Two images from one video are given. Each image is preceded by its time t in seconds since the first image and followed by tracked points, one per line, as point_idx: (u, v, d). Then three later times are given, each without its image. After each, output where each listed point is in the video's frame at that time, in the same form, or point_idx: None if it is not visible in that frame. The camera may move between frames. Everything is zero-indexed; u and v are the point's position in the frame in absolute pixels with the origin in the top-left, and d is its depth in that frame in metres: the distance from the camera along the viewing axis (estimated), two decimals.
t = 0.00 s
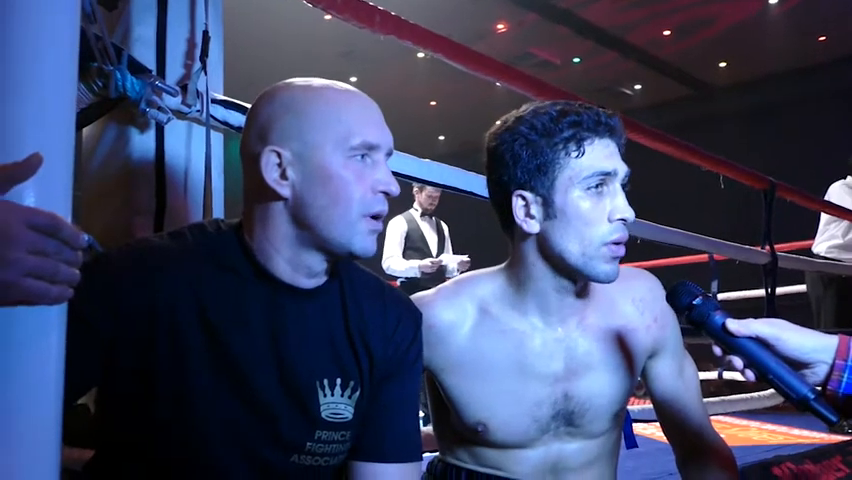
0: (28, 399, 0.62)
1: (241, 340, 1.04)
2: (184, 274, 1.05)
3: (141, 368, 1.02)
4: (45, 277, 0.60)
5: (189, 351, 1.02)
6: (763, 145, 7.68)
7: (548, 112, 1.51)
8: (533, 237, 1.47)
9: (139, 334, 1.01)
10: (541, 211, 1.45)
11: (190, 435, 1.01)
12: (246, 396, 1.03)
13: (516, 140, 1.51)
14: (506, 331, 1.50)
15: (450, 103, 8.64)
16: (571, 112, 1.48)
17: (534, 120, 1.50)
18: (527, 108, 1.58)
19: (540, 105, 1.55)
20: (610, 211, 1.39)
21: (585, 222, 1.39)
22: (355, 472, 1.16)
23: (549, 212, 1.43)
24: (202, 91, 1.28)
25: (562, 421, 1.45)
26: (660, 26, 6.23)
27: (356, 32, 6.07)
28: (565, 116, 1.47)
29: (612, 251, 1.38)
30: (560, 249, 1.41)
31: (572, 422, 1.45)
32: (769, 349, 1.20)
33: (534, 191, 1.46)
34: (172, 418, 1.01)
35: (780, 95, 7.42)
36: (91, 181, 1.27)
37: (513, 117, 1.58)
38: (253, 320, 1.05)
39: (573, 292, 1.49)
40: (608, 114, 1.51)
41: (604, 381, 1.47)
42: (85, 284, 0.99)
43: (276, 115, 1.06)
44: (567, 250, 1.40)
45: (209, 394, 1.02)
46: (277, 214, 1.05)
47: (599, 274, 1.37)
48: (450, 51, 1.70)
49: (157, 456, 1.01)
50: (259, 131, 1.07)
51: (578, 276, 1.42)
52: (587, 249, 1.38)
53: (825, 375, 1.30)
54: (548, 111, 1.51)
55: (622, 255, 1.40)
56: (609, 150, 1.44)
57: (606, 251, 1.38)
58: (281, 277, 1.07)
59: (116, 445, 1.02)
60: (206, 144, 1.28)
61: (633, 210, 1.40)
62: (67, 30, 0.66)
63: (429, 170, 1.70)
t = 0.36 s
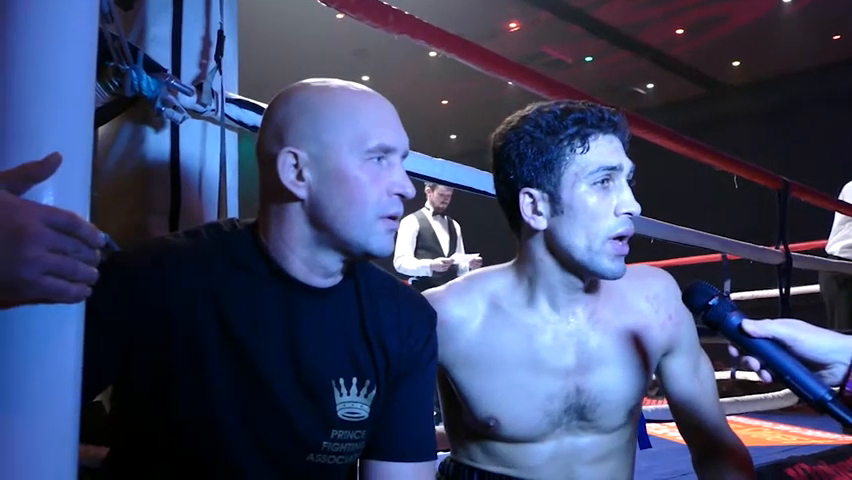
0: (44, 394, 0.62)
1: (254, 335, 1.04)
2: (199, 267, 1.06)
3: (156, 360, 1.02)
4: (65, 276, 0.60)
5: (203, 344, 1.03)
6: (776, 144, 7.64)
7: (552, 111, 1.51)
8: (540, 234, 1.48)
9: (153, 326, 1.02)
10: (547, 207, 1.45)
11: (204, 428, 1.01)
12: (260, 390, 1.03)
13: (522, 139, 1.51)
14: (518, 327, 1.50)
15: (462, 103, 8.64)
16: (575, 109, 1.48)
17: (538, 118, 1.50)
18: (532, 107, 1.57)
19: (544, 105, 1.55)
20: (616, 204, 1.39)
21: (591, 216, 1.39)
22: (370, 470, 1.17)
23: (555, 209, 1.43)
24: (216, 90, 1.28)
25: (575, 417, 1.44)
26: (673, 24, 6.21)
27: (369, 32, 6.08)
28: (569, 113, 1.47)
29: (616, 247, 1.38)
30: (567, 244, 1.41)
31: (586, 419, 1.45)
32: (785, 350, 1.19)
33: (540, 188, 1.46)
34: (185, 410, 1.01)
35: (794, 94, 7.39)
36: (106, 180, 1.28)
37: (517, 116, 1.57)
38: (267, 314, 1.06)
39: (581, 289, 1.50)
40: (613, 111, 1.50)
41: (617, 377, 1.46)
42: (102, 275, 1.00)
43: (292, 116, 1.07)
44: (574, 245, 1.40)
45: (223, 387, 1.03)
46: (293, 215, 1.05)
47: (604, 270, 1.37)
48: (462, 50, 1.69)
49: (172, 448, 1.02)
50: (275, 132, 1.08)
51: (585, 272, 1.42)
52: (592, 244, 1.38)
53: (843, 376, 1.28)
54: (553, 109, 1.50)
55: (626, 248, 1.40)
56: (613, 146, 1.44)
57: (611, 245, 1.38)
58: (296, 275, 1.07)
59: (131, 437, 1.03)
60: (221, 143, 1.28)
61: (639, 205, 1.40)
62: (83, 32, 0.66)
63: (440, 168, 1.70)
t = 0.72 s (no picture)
0: (55, 392, 0.63)
1: (263, 334, 1.04)
2: (207, 268, 1.06)
3: (165, 361, 1.03)
4: (74, 275, 0.60)
5: (213, 344, 1.03)
6: (781, 141, 7.63)
7: (571, 109, 1.50)
8: (555, 235, 1.47)
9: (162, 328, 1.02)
10: (565, 209, 1.45)
11: (215, 428, 1.02)
12: (268, 390, 1.03)
13: (539, 138, 1.50)
14: (525, 325, 1.50)
15: (466, 101, 8.64)
16: (595, 109, 1.48)
17: (556, 117, 1.50)
18: (545, 104, 1.57)
19: (559, 103, 1.55)
20: (633, 208, 1.40)
21: (609, 219, 1.39)
22: (378, 468, 1.17)
23: (574, 210, 1.43)
24: (222, 90, 1.28)
25: (583, 414, 1.45)
26: (677, 22, 6.20)
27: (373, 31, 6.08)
28: (588, 113, 1.47)
29: (630, 248, 1.39)
30: (584, 246, 1.41)
31: (594, 416, 1.45)
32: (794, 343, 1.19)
33: (558, 188, 1.45)
34: (196, 411, 1.02)
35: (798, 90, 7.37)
36: (113, 180, 1.28)
37: (530, 113, 1.57)
38: (276, 315, 1.06)
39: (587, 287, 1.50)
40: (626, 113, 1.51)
41: (624, 374, 1.47)
42: (112, 279, 1.00)
43: (298, 115, 1.07)
44: (590, 248, 1.41)
45: (232, 387, 1.03)
46: (299, 214, 1.06)
47: (621, 269, 1.38)
48: (468, 49, 1.70)
49: (183, 450, 1.02)
50: (281, 130, 1.08)
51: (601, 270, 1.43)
52: (609, 245, 1.39)
53: None
54: (572, 108, 1.50)
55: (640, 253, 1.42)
56: (631, 149, 1.45)
57: (626, 248, 1.39)
58: (303, 274, 1.07)
59: (142, 439, 1.03)
60: (227, 142, 1.28)
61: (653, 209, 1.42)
62: (90, 32, 0.67)
63: (445, 167, 1.70)
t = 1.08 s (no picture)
0: (58, 389, 0.63)
1: (265, 333, 1.04)
2: (209, 267, 1.06)
3: (167, 360, 1.02)
4: (74, 273, 0.60)
5: (215, 342, 1.03)
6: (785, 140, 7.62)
7: (576, 106, 1.50)
8: (563, 234, 1.46)
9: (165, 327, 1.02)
10: (574, 206, 1.43)
11: (217, 428, 1.01)
12: (270, 390, 1.03)
13: (545, 136, 1.50)
14: (528, 324, 1.49)
15: (469, 100, 8.63)
16: (601, 105, 1.48)
17: (562, 114, 1.50)
18: (549, 102, 1.57)
19: (564, 100, 1.55)
20: (640, 204, 1.38)
21: (619, 215, 1.38)
22: (380, 466, 1.17)
23: (583, 207, 1.42)
24: (225, 88, 1.28)
25: (586, 413, 1.44)
26: (681, 20, 6.19)
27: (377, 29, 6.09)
28: (594, 109, 1.47)
29: (643, 244, 1.38)
30: (593, 242, 1.40)
31: (597, 415, 1.44)
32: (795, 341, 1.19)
33: (566, 186, 1.44)
34: (198, 410, 1.01)
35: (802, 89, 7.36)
36: (115, 179, 1.28)
37: (538, 110, 1.56)
38: (279, 314, 1.06)
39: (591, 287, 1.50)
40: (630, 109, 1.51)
41: (627, 372, 1.46)
42: (114, 278, 1.00)
43: (303, 113, 1.07)
44: (601, 244, 1.39)
45: (235, 386, 1.03)
46: (302, 213, 1.05)
47: (630, 266, 1.37)
48: (471, 47, 1.69)
49: (186, 448, 1.02)
50: (286, 128, 1.08)
51: (608, 268, 1.42)
52: (620, 242, 1.38)
53: None
54: (578, 104, 1.50)
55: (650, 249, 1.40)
56: (637, 145, 1.45)
57: (637, 245, 1.38)
58: (305, 273, 1.07)
59: (144, 438, 1.03)
60: (229, 140, 1.28)
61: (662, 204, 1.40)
62: (91, 28, 0.66)
63: (449, 165, 1.70)
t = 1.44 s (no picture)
0: (45, 384, 0.63)
1: (255, 331, 1.04)
2: (201, 263, 1.06)
3: (157, 357, 1.02)
4: (64, 268, 0.60)
5: (205, 339, 1.03)
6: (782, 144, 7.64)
7: (573, 106, 1.53)
8: (571, 233, 1.45)
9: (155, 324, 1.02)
10: (582, 204, 1.43)
11: (207, 425, 1.02)
12: (260, 388, 1.03)
13: (549, 137, 1.49)
14: (520, 324, 1.49)
15: (468, 99, 8.63)
16: (597, 106, 1.51)
17: (561, 114, 1.51)
18: (544, 105, 1.58)
19: (558, 103, 1.56)
20: (643, 199, 1.41)
21: (625, 211, 1.40)
22: (368, 465, 1.17)
23: (591, 204, 1.42)
24: (221, 84, 1.28)
25: (576, 416, 1.45)
26: (681, 24, 6.20)
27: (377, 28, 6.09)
28: (592, 108, 1.50)
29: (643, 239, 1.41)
30: (603, 240, 1.41)
31: (587, 416, 1.45)
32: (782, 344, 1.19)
33: (574, 184, 1.44)
34: (189, 407, 1.02)
35: (800, 95, 7.40)
36: (110, 174, 1.28)
37: (531, 114, 1.56)
38: (269, 313, 1.06)
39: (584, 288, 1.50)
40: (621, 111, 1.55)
41: (618, 375, 1.46)
42: (105, 273, 1.00)
43: (298, 112, 1.06)
44: (611, 241, 1.40)
45: (225, 383, 1.03)
46: (295, 212, 1.05)
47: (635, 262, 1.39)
48: (470, 48, 1.69)
49: (174, 444, 1.02)
50: (280, 126, 1.07)
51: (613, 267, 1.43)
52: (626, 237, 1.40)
53: (840, 368, 1.28)
54: (573, 107, 1.52)
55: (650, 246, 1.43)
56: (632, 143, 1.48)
57: (639, 241, 1.40)
58: (297, 272, 1.07)
59: (133, 434, 1.03)
60: (226, 137, 1.28)
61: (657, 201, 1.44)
62: (85, 23, 0.66)
63: (445, 166, 1.70)
